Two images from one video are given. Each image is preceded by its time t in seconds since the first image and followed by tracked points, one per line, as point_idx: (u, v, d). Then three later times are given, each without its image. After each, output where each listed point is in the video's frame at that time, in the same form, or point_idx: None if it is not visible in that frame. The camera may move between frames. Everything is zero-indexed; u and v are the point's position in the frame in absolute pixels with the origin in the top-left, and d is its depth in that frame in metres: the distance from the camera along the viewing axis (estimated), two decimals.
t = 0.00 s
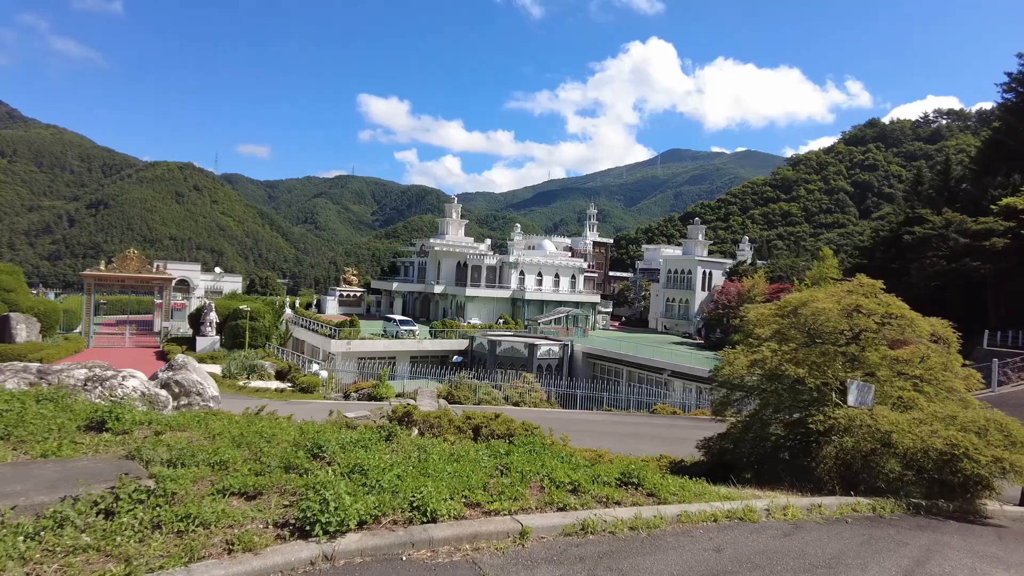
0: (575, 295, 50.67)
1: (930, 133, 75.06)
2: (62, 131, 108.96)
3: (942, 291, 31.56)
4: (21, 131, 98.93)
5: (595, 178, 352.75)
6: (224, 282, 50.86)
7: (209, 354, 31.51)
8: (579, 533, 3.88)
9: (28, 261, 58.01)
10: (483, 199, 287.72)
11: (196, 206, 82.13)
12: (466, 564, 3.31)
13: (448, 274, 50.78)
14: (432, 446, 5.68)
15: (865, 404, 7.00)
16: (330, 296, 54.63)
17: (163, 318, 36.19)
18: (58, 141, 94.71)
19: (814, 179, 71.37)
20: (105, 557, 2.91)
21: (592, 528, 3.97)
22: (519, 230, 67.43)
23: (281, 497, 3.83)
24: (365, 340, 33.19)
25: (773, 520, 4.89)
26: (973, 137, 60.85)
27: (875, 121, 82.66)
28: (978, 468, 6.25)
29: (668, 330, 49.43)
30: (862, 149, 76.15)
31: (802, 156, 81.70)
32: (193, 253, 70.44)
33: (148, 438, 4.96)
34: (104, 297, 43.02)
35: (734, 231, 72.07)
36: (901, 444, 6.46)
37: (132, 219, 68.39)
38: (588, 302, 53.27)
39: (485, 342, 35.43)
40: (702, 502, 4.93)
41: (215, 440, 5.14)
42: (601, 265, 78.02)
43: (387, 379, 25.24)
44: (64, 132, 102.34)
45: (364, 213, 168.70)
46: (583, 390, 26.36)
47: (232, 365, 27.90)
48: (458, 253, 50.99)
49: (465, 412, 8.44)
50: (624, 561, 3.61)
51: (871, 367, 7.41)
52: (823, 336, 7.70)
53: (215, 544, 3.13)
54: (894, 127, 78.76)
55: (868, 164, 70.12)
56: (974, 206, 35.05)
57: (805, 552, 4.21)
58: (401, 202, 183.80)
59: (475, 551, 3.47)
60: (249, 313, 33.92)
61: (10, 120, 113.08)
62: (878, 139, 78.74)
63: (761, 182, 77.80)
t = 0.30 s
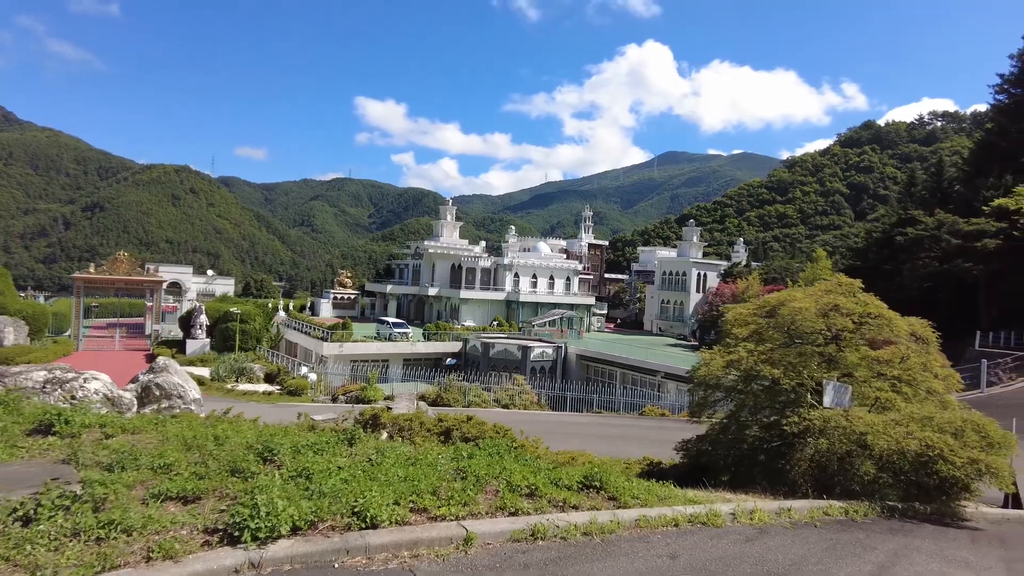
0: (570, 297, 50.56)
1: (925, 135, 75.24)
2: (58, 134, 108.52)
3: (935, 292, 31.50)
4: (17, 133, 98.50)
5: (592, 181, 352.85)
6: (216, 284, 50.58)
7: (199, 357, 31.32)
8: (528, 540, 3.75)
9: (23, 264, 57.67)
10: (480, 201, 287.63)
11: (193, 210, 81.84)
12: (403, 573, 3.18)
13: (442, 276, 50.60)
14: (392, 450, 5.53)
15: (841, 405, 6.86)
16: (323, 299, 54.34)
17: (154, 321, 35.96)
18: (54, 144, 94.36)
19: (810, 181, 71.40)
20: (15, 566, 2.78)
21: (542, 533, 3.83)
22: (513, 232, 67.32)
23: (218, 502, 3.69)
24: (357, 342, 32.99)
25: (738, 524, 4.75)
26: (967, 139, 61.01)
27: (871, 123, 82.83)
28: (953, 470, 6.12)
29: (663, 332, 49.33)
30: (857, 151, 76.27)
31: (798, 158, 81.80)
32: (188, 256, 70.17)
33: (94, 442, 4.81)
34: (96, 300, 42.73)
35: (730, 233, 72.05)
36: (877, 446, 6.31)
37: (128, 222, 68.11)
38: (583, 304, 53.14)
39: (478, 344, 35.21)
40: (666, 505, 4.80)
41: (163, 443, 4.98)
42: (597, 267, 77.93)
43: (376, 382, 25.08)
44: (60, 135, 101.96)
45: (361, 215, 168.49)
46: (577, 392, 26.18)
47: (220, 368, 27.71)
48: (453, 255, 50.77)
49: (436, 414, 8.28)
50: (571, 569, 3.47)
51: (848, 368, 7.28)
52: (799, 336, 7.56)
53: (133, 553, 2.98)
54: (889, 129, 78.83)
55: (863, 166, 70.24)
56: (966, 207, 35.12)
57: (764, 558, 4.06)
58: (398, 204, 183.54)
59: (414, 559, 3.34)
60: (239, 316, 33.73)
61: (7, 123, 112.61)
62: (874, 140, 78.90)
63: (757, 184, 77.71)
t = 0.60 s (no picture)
0: (559, 297, 50.41)
1: (913, 137, 75.75)
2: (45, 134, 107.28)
3: (921, 292, 31.58)
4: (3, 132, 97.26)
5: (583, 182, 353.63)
6: (202, 284, 50.08)
7: (181, 357, 30.91)
8: (473, 540, 3.61)
9: (8, 265, 56.90)
10: (472, 202, 287.25)
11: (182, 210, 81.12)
12: None
13: (431, 276, 50.34)
14: (346, 449, 5.35)
15: (813, 403, 6.72)
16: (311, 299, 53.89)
17: (137, 321, 35.50)
18: (40, 143, 93.24)
19: (799, 182, 71.69)
20: None
21: (489, 535, 3.69)
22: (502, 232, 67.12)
23: (147, 503, 3.52)
24: (344, 343, 32.71)
25: (700, 524, 4.60)
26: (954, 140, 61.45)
27: (859, 125, 83.29)
28: (924, 467, 6.00)
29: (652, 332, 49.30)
30: (846, 152, 76.70)
31: (787, 159, 82.14)
32: (177, 257, 69.55)
33: (28, 440, 4.59)
34: (79, 300, 42.15)
35: (719, 234, 72.22)
36: (848, 443, 6.17)
37: (115, 222, 67.44)
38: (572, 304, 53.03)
39: (466, 344, 34.96)
40: (627, 505, 4.65)
41: (104, 442, 4.77)
42: (586, 267, 77.89)
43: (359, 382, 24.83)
44: (47, 135, 100.81)
45: (352, 216, 167.91)
46: (564, 392, 26.02)
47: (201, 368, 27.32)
48: (441, 255, 50.51)
49: (405, 413, 8.09)
50: (514, 571, 3.33)
51: (820, 365, 7.15)
52: (772, 332, 7.42)
53: (40, 557, 2.80)
54: (877, 131, 79.30)
55: (852, 167, 70.64)
56: (951, 207, 35.33)
57: (721, 559, 3.91)
58: (389, 205, 183.01)
59: (347, 561, 3.19)
60: (222, 316, 33.35)
61: None
62: (862, 142, 79.37)
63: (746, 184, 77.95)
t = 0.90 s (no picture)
0: (543, 296, 50.33)
1: (895, 138, 76.54)
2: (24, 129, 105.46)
3: (901, 291, 31.81)
4: None
5: (570, 181, 354.14)
6: (181, 282, 49.40)
7: (158, 355, 30.45)
8: (406, 545, 3.45)
9: None
10: (459, 201, 286.69)
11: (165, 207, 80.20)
12: None
13: (415, 274, 50.04)
14: (291, 450, 5.14)
15: (780, 401, 6.57)
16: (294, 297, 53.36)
17: (113, 319, 34.93)
18: (20, 138, 91.64)
19: (783, 182, 72.17)
20: None
21: (425, 540, 3.53)
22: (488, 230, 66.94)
23: (59, 507, 3.31)
24: (324, 341, 32.37)
25: (654, 526, 4.45)
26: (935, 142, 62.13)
27: (843, 126, 83.99)
28: (887, 466, 5.90)
29: (636, 331, 49.36)
30: (830, 153, 77.33)
31: (771, 159, 82.71)
32: (159, 255, 68.72)
33: None
34: (54, 298, 41.41)
35: (704, 233, 72.53)
36: (812, 442, 6.05)
37: (96, 219, 66.48)
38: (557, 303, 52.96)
39: (449, 343, 34.71)
40: (579, 507, 4.50)
41: (29, 444, 4.52)
42: (572, 266, 77.89)
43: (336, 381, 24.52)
44: (27, 131, 99.22)
45: (338, 214, 166.92)
46: (546, 390, 25.88)
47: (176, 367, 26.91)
48: (425, 253, 50.22)
49: (365, 411, 7.87)
50: None
51: (786, 363, 7.04)
52: (738, 329, 7.28)
53: None
54: (860, 132, 80.04)
55: (835, 168, 71.21)
56: (930, 207, 35.70)
57: (669, 564, 3.75)
58: (375, 203, 182.21)
59: (268, 569, 3.01)
60: (200, 313, 32.93)
61: None
62: (846, 143, 80.08)
63: (731, 184, 78.35)
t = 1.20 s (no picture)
0: (520, 292, 50.19)
1: (867, 137, 77.70)
2: None
3: (869, 287, 32.26)
4: None
5: (549, 178, 354.52)
6: (150, 278, 48.38)
7: (122, 353, 29.75)
8: (324, 543, 3.30)
9: None
10: (437, 197, 285.51)
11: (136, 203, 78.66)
12: None
13: (390, 271, 49.53)
14: (224, 446, 4.94)
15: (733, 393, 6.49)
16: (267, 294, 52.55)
17: (77, 316, 34.06)
18: None
19: (758, 180, 72.90)
20: None
21: (344, 537, 3.38)
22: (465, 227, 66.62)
23: None
24: (296, 339, 31.90)
25: (594, 521, 4.34)
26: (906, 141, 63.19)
27: (817, 125, 85.06)
28: (837, 457, 5.84)
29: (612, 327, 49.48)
30: (804, 152, 78.28)
31: (747, 157, 83.52)
32: (129, 251, 67.33)
33: None
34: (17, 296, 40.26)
35: (681, 231, 73.00)
36: (763, 434, 5.96)
37: (63, 214, 64.88)
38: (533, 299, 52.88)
39: (424, 340, 34.41)
40: (519, 502, 4.39)
41: None
42: (549, 263, 77.88)
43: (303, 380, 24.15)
44: None
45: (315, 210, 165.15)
46: (519, 386, 25.71)
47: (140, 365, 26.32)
48: (401, 250, 49.75)
49: (317, 408, 7.73)
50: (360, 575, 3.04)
51: (740, 354, 6.99)
52: (694, 322, 7.22)
53: None
54: (834, 131, 81.14)
55: (809, 166, 72.07)
56: (898, 205, 36.29)
57: (601, 559, 3.61)
58: (353, 200, 180.65)
59: (167, 571, 2.84)
60: (167, 310, 32.34)
61: None
62: (820, 142, 81.16)
63: (707, 182, 78.91)
